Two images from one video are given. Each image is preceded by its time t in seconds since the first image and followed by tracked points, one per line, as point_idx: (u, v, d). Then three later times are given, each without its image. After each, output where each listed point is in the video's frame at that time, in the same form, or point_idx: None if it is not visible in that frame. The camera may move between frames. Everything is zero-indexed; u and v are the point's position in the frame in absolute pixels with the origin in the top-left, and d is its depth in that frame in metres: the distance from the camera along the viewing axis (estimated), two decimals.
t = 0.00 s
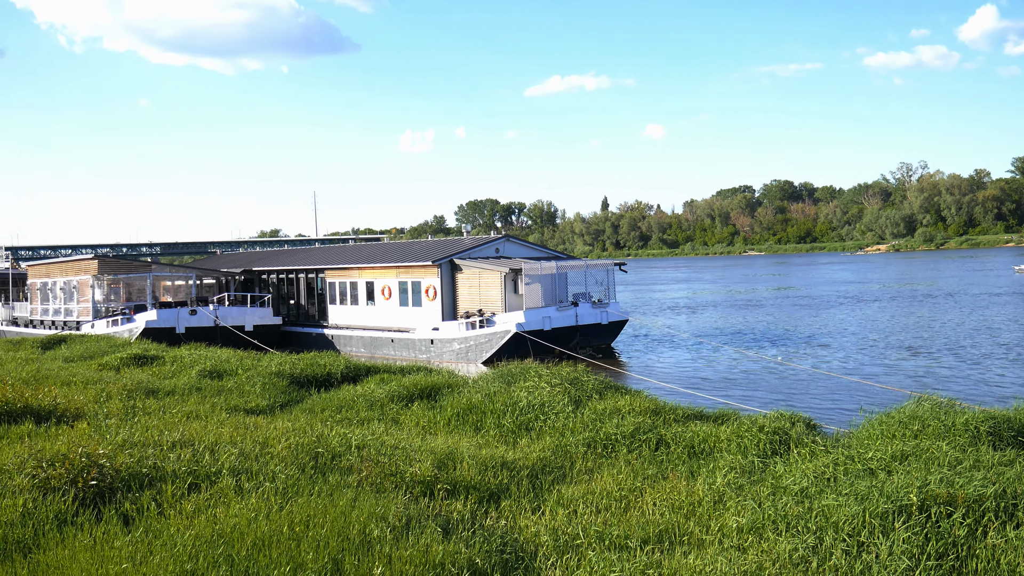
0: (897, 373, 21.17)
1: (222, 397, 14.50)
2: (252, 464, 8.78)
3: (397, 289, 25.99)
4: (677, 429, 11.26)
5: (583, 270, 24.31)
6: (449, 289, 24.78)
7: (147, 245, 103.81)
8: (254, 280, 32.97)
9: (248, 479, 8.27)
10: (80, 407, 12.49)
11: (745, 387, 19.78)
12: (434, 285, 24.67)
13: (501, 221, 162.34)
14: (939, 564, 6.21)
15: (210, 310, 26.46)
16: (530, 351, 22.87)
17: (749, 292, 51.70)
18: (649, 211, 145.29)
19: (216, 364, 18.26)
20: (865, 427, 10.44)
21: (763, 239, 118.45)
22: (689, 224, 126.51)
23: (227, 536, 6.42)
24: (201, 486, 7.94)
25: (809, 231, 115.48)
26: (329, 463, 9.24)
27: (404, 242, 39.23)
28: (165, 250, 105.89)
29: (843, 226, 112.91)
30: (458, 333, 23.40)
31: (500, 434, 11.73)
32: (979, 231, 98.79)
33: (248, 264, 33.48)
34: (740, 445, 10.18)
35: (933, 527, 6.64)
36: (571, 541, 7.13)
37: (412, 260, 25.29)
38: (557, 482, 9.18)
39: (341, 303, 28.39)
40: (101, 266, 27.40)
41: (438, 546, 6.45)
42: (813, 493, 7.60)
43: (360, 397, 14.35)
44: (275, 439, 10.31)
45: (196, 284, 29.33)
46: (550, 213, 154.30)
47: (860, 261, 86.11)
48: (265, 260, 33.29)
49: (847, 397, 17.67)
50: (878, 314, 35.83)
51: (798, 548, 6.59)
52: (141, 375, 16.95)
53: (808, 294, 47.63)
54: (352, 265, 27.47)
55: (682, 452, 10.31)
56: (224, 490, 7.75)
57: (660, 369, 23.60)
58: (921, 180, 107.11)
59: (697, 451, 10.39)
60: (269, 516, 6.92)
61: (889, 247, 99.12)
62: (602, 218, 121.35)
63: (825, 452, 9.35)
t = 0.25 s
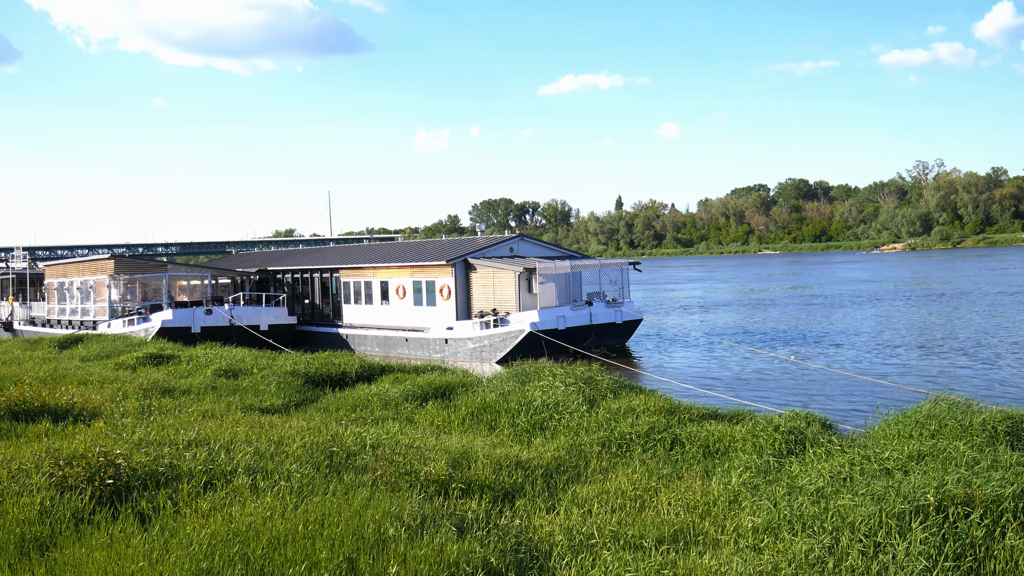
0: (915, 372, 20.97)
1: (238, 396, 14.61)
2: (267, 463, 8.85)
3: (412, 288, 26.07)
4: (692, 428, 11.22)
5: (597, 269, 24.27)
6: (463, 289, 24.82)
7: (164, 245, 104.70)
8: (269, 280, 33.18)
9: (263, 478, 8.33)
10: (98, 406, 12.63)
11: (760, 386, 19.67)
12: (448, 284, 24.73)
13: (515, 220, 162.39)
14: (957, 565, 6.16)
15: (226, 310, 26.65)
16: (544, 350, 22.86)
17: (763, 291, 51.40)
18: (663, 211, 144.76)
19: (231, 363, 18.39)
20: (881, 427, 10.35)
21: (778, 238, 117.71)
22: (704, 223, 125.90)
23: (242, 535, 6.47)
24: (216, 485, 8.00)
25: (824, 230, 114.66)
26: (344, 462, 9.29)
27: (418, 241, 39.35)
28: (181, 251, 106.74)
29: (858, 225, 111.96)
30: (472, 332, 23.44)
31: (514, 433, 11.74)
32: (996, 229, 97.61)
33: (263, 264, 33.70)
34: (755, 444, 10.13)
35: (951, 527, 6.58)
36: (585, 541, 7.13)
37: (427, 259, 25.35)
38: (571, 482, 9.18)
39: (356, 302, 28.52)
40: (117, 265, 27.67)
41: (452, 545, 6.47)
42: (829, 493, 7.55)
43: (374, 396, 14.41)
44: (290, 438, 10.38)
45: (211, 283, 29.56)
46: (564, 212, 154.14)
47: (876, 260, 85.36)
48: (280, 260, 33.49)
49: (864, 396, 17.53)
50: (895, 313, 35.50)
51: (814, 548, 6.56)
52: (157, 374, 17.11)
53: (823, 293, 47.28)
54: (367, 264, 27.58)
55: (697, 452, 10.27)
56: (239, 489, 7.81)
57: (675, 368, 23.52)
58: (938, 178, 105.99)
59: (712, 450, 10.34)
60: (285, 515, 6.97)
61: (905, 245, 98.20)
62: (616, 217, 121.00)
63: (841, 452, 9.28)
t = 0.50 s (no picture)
0: (933, 372, 20.76)
1: (253, 395, 14.72)
2: (282, 462, 8.91)
3: (427, 287, 26.15)
4: (707, 428, 11.17)
5: (612, 268, 24.23)
6: (478, 288, 24.87)
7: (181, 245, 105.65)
8: (284, 279, 33.39)
9: (279, 477, 8.40)
10: (115, 405, 12.78)
11: (776, 386, 19.56)
12: (463, 283, 24.78)
13: (529, 220, 162.38)
14: (975, 567, 6.11)
15: (241, 309, 26.84)
16: (559, 350, 22.85)
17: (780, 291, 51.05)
18: (678, 210, 144.04)
19: (247, 362, 18.53)
20: (898, 427, 10.26)
21: (794, 237, 116.79)
22: (719, 222, 125.08)
23: (258, 532, 6.52)
24: (232, 484, 8.07)
25: (840, 229, 113.80)
26: (359, 461, 9.35)
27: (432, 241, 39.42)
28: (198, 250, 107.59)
29: (875, 225, 110.70)
30: (487, 331, 23.47)
31: (529, 433, 11.75)
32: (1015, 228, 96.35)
33: (278, 263, 33.92)
34: (771, 444, 10.08)
35: (969, 528, 6.53)
36: (600, 540, 7.13)
37: (441, 259, 25.42)
38: (586, 481, 9.17)
39: (371, 301, 28.64)
40: (134, 265, 27.96)
41: (467, 544, 6.49)
42: (846, 493, 7.51)
43: (389, 395, 14.47)
44: (305, 437, 10.45)
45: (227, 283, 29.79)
46: (579, 211, 153.80)
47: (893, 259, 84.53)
48: (296, 260, 33.70)
49: (881, 396, 17.39)
50: (913, 313, 35.14)
51: (830, 549, 6.52)
52: (174, 373, 17.28)
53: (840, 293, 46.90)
54: (382, 263, 27.68)
55: (712, 452, 10.23)
56: (256, 488, 7.88)
57: (690, 368, 23.43)
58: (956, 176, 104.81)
59: (727, 450, 10.30)
60: (300, 514, 7.02)
61: (922, 245, 97.22)
62: (631, 217, 120.58)
63: (857, 452, 9.22)
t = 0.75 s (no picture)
0: (951, 374, 20.55)
1: (269, 393, 14.84)
2: (298, 460, 8.98)
3: (442, 286, 26.22)
4: (723, 429, 11.11)
5: (628, 268, 24.18)
6: (493, 287, 24.90)
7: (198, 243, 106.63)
8: (300, 277, 33.60)
9: (294, 474, 8.46)
10: (132, 402, 12.93)
11: (792, 386, 19.44)
12: (478, 282, 24.82)
13: (545, 219, 162.33)
14: (993, 570, 6.06)
15: (257, 307, 27.04)
16: (574, 349, 22.83)
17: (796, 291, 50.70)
18: (694, 209, 143.30)
19: (263, 360, 18.67)
20: (915, 429, 10.17)
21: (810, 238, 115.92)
22: (735, 222, 124.44)
23: (273, 530, 6.57)
24: (248, 482, 8.15)
25: (857, 230, 112.87)
26: (374, 459, 9.39)
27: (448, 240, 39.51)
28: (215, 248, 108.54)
29: (892, 225, 109.48)
30: (502, 331, 23.49)
31: (544, 432, 11.76)
32: None
33: (294, 262, 34.14)
34: (787, 445, 10.03)
35: (987, 532, 6.48)
36: (615, 541, 7.12)
37: (457, 258, 25.48)
38: (601, 481, 9.17)
39: (386, 300, 28.75)
40: (151, 263, 28.23)
41: (480, 543, 6.51)
42: (862, 496, 7.46)
43: (404, 394, 14.54)
44: (321, 435, 10.53)
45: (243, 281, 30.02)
46: (595, 210, 153.43)
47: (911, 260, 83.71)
48: (311, 258, 33.91)
49: (898, 398, 17.24)
50: (932, 314, 34.77)
51: (846, 551, 6.47)
52: (190, 371, 17.45)
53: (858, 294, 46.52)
54: (397, 262, 27.78)
55: (728, 452, 10.18)
56: (271, 486, 7.94)
57: (705, 368, 23.33)
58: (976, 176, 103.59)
59: (743, 451, 10.25)
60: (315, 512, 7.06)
61: (940, 246, 96.21)
62: (647, 216, 120.13)
63: (874, 454, 9.16)
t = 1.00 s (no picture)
0: (974, 374, 20.28)
1: (289, 390, 14.99)
2: (317, 457, 9.07)
3: (460, 284, 26.30)
4: (742, 428, 11.05)
5: (647, 266, 24.11)
6: (511, 285, 24.94)
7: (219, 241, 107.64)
8: (319, 275, 33.84)
9: (313, 471, 8.54)
10: (152, 398, 13.10)
11: (811, 386, 19.28)
12: (497, 281, 24.87)
13: (563, 217, 162.12)
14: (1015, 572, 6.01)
15: (277, 305, 27.26)
16: (593, 348, 22.80)
17: (817, 291, 50.24)
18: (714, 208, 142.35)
19: (282, 357, 18.84)
20: (937, 429, 10.05)
21: (831, 237, 114.79)
22: (755, 221, 123.56)
23: (292, 527, 6.63)
24: (267, 478, 8.23)
25: (878, 229, 111.82)
26: (393, 456, 9.46)
27: (466, 238, 39.57)
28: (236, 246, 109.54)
29: (914, 224, 109.86)
30: (520, 329, 23.51)
31: (562, 430, 11.77)
32: None
33: (314, 260, 34.39)
34: (806, 446, 9.96)
35: (1009, 534, 6.43)
36: (633, 540, 7.12)
37: (475, 256, 25.54)
38: (619, 480, 9.16)
39: (405, 298, 28.88)
40: (172, 260, 28.57)
41: (498, 541, 6.53)
42: (882, 496, 7.41)
43: (423, 392, 14.61)
44: (339, 432, 10.62)
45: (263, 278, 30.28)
46: (614, 209, 152.89)
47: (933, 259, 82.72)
48: (331, 256, 34.14)
49: (920, 398, 17.05)
50: (955, 314, 34.33)
51: (867, 552, 6.43)
52: (211, 367, 17.65)
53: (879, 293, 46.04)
54: (416, 260, 27.90)
55: (747, 452, 10.13)
56: (291, 482, 8.03)
57: (724, 367, 23.19)
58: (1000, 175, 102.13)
59: (762, 451, 10.19)
60: (334, 509, 7.12)
61: (963, 246, 95.06)
62: (666, 215, 119.49)
63: (895, 454, 9.08)
